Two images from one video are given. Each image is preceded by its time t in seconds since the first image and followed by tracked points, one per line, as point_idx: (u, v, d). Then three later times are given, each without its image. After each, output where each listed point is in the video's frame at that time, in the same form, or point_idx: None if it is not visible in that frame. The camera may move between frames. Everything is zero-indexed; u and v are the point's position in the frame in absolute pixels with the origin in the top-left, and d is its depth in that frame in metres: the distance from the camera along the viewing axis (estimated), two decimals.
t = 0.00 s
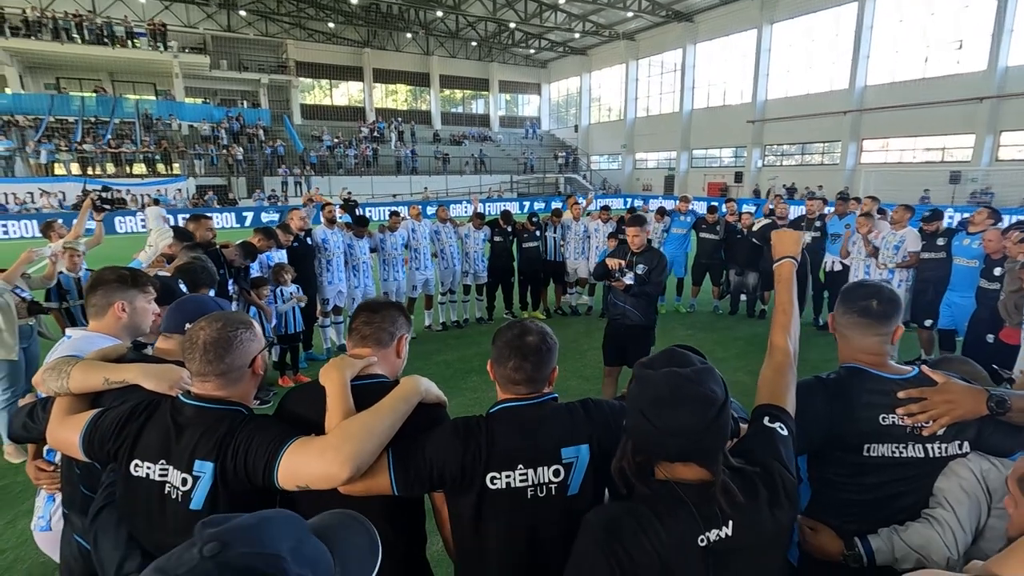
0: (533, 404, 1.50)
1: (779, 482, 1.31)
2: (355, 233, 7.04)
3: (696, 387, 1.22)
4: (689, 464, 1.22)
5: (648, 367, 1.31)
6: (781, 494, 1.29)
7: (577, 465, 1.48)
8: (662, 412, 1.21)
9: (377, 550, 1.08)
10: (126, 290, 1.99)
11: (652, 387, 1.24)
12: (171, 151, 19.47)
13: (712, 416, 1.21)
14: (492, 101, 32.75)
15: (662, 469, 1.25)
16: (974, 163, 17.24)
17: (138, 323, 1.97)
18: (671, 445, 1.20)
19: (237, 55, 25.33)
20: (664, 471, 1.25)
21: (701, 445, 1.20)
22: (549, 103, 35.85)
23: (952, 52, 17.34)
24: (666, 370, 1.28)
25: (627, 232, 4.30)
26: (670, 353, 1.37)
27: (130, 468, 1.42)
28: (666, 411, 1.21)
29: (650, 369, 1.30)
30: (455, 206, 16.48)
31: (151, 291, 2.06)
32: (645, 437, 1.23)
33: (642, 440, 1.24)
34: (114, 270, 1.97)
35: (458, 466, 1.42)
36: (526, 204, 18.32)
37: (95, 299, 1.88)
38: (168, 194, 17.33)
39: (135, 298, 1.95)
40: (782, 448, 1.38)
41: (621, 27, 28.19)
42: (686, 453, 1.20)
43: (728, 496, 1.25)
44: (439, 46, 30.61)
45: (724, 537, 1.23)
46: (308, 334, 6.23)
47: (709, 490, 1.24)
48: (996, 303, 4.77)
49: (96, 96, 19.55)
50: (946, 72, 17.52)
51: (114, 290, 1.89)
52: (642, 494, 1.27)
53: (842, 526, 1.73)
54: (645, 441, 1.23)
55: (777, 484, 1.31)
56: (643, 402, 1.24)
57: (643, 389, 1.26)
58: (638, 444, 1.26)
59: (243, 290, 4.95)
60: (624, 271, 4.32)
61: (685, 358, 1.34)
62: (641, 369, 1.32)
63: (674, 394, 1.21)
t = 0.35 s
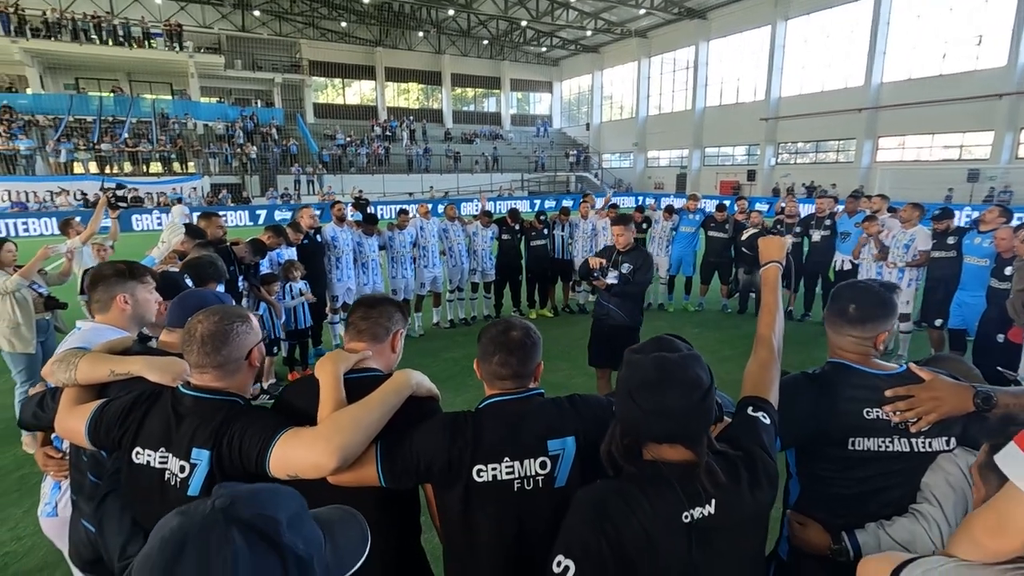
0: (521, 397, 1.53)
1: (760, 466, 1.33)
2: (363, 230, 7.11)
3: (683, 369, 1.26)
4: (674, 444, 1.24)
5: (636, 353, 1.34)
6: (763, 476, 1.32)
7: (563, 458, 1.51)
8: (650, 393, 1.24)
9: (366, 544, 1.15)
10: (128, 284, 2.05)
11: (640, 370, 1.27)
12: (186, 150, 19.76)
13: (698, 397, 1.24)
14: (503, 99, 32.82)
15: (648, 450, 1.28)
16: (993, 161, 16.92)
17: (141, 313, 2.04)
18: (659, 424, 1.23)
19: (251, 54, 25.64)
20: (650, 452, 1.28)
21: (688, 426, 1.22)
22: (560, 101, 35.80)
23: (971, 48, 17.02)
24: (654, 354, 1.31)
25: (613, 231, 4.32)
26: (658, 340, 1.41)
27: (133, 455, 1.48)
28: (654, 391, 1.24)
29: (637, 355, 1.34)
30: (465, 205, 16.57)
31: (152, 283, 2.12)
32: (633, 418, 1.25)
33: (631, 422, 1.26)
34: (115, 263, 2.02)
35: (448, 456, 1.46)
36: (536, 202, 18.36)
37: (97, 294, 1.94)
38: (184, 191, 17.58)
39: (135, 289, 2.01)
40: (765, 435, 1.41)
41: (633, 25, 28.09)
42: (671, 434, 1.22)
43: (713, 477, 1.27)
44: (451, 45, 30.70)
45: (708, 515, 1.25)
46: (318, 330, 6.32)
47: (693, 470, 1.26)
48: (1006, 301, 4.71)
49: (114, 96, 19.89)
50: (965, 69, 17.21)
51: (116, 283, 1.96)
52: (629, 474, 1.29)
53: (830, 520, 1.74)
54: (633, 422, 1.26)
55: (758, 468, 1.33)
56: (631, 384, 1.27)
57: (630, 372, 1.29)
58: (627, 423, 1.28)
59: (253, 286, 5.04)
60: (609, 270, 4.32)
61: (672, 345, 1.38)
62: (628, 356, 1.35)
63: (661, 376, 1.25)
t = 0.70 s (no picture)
0: (515, 392, 1.53)
1: (756, 458, 1.32)
2: (371, 228, 7.14)
3: (681, 357, 1.25)
4: (672, 435, 1.22)
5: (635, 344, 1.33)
6: (757, 468, 1.30)
7: (554, 454, 1.51)
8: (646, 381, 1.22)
9: (363, 530, 1.10)
10: (126, 278, 2.08)
11: (636, 359, 1.27)
12: (200, 149, 19.99)
13: (697, 386, 1.23)
14: (514, 97, 32.79)
15: (643, 442, 1.27)
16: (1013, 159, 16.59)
17: (138, 306, 2.07)
18: (659, 412, 1.20)
19: (265, 53, 25.88)
20: (645, 443, 1.27)
21: (687, 415, 1.21)
22: (571, 99, 35.69)
23: (991, 43, 16.69)
24: (650, 346, 1.30)
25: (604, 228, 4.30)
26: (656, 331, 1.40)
27: (130, 446, 1.51)
28: (652, 379, 1.23)
29: (635, 345, 1.33)
30: (475, 203, 16.59)
31: (144, 274, 2.15)
32: (629, 406, 1.25)
33: (629, 413, 1.25)
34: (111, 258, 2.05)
35: (442, 448, 1.46)
36: (547, 200, 18.35)
37: (94, 290, 1.97)
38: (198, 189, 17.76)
39: (129, 282, 2.04)
40: (762, 430, 1.40)
41: (646, 21, 27.91)
42: (668, 423, 1.21)
43: (710, 467, 1.25)
44: (462, 43, 30.70)
45: (702, 506, 1.23)
46: (326, 327, 6.37)
47: (689, 461, 1.24)
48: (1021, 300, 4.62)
49: (130, 95, 20.17)
50: (984, 65, 16.89)
51: (110, 277, 1.99)
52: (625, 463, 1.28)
53: (827, 519, 1.71)
54: (630, 410, 1.24)
55: (755, 459, 1.31)
56: (627, 372, 1.26)
57: (628, 361, 1.28)
58: (624, 413, 1.27)
59: (261, 281, 5.08)
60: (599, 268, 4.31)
61: (670, 336, 1.37)
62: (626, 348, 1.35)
63: (658, 363, 1.24)
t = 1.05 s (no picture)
0: (513, 405, 1.55)
1: (759, 465, 1.32)
2: (377, 228, 7.17)
3: (683, 361, 1.25)
4: (673, 438, 1.23)
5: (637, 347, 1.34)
6: (759, 475, 1.30)
7: (553, 470, 1.51)
8: (648, 384, 1.23)
9: (362, 537, 1.11)
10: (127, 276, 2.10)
11: (637, 363, 1.28)
12: (208, 148, 20.12)
13: (700, 390, 1.23)
14: (520, 96, 32.78)
15: (646, 447, 1.27)
16: None
17: (142, 304, 2.10)
18: (660, 417, 1.21)
19: (272, 53, 26.02)
20: (646, 449, 1.27)
21: (689, 419, 1.21)
22: (577, 98, 35.60)
23: (1001, 42, 16.55)
24: (652, 352, 1.30)
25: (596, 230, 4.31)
26: (659, 336, 1.40)
27: (137, 447, 1.55)
28: (652, 381, 1.23)
29: (638, 349, 1.34)
30: (480, 202, 16.61)
31: (145, 273, 2.17)
32: (630, 409, 1.26)
33: (631, 416, 1.26)
34: (113, 258, 2.08)
35: (443, 454, 1.48)
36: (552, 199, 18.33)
37: (97, 292, 2.00)
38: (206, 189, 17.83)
39: (130, 281, 2.06)
40: (765, 432, 1.40)
41: (652, 20, 27.82)
42: (669, 426, 1.21)
43: (712, 470, 1.26)
44: (469, 42, 30.70)
45: (703, 511, 1.23)
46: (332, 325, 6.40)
47: (690, 464, 1.25)
48: None
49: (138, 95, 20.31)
50: (994, 63, 16.74)
51: (111, 279, 2.01)
52: (626, 468, 1.28)
53: (832, 523, 1.70)
54: (631, 414, 1.25)
55: (756, 467, 1.31)
56: (629, 375, 1.27)
57: (631, 366, 1.29)
58: (625, 418, 1.28)
59: (268, 280, 5.12)
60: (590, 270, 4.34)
61: (673, 340, 1.38)
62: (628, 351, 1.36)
63: (659, 367, 1.24)
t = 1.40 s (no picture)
0: (508, 421, 1.53)
1: (763, 480, 1.28)
2: (376, 227, 7.15)
3: (688, 370, 1.23)
4: (679, 449, 1.20)
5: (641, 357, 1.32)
6: (763, 489, 1.27)
7: (550, 490, 1.49)
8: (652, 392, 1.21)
9: (347, 547, 1.08)
10: (115, 277, 2.07)
11: (640, 370, 1.26)
12: (206, 147, 20.08)
13: (705, 399, 1.22)
14: (519, 96, 32.74)
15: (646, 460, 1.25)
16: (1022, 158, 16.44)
17: (133, 305, 2.07)
18: (663, 426, 1.19)
19: (271, 52, 25.97)
20: (648, 461, 1.24)
21: (692, 430, 1.19)
22: (577, 98, 35.56)
23: (1001, 42, 16.56)
24: (657, 360, 1.28)
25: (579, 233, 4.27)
26: (663, 343, 1.37)
27: (125, 451, 1.53)
28: (656, 388, 1.22)
29: (642, 359, 1.31)
30: (478, 202, 16.57)
31: (136, 273, 2.14)
32: (633, 418, 1.24)
33: (633, 426, 1.23)
34: (101, 257, 2.04)
35: (438, 465, 1.46)
36: (551, 199, 18.30)
37: (86, 293, 1.97)
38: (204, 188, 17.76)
39: (120, 282, 2.03)
40: (768, 436, 1.38)
41: (652, 20, 27.83)
42: (675, 437, 1.19)
43: (716, 482, 1.23)
44: (468, 41, 30.68)
45: (708, 526, 1.20)
46: (330, 325, 6.36)
47: (694, 475, 1.22)
48: None
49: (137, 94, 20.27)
50: (993, 63, 16.75)
51: (100, 279, 1.98)
52: (627, 481, 1.25)
53: (836, 529, 1.68)
54: (635, 425, 1.23)
55: (761, 482, 1.28)
56: (633, 386, 1.25)
57: (635, 375, 1.27)
58: (627, 427, 1.26)
59: (265, 279, 5.08)
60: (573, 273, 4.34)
61: (678, 348, 1.34)
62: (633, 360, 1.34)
63: (663, 376, 1.23)
